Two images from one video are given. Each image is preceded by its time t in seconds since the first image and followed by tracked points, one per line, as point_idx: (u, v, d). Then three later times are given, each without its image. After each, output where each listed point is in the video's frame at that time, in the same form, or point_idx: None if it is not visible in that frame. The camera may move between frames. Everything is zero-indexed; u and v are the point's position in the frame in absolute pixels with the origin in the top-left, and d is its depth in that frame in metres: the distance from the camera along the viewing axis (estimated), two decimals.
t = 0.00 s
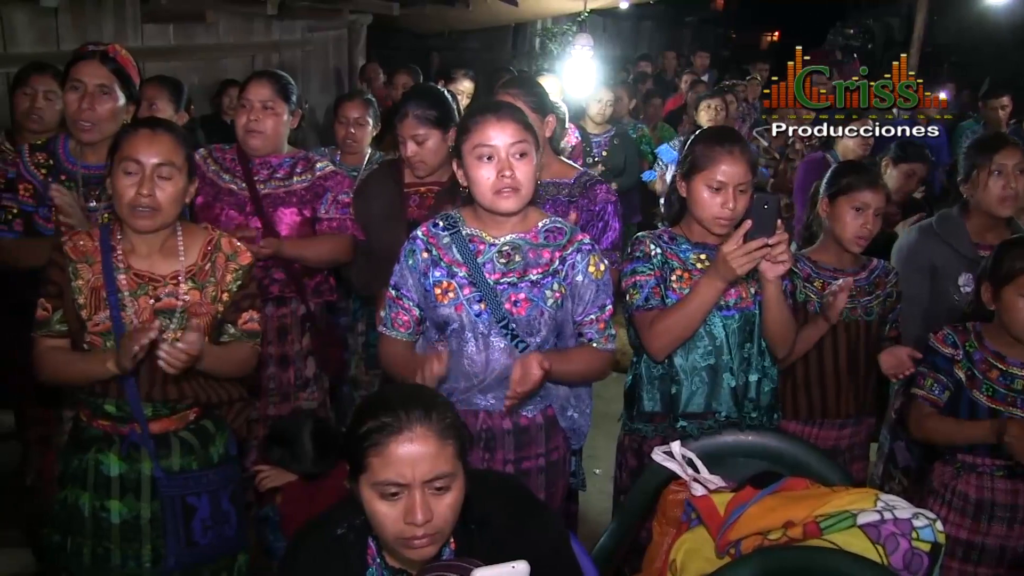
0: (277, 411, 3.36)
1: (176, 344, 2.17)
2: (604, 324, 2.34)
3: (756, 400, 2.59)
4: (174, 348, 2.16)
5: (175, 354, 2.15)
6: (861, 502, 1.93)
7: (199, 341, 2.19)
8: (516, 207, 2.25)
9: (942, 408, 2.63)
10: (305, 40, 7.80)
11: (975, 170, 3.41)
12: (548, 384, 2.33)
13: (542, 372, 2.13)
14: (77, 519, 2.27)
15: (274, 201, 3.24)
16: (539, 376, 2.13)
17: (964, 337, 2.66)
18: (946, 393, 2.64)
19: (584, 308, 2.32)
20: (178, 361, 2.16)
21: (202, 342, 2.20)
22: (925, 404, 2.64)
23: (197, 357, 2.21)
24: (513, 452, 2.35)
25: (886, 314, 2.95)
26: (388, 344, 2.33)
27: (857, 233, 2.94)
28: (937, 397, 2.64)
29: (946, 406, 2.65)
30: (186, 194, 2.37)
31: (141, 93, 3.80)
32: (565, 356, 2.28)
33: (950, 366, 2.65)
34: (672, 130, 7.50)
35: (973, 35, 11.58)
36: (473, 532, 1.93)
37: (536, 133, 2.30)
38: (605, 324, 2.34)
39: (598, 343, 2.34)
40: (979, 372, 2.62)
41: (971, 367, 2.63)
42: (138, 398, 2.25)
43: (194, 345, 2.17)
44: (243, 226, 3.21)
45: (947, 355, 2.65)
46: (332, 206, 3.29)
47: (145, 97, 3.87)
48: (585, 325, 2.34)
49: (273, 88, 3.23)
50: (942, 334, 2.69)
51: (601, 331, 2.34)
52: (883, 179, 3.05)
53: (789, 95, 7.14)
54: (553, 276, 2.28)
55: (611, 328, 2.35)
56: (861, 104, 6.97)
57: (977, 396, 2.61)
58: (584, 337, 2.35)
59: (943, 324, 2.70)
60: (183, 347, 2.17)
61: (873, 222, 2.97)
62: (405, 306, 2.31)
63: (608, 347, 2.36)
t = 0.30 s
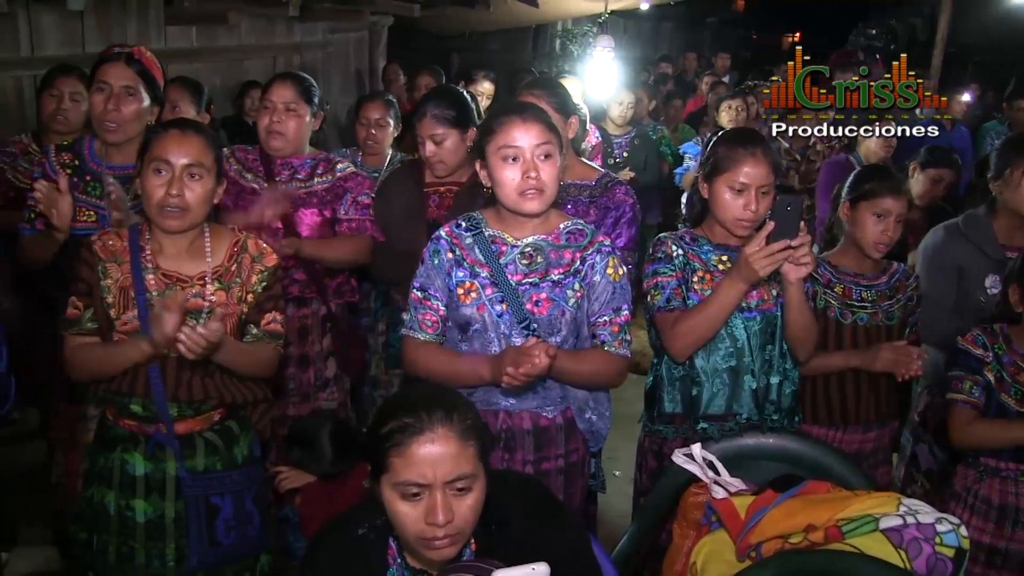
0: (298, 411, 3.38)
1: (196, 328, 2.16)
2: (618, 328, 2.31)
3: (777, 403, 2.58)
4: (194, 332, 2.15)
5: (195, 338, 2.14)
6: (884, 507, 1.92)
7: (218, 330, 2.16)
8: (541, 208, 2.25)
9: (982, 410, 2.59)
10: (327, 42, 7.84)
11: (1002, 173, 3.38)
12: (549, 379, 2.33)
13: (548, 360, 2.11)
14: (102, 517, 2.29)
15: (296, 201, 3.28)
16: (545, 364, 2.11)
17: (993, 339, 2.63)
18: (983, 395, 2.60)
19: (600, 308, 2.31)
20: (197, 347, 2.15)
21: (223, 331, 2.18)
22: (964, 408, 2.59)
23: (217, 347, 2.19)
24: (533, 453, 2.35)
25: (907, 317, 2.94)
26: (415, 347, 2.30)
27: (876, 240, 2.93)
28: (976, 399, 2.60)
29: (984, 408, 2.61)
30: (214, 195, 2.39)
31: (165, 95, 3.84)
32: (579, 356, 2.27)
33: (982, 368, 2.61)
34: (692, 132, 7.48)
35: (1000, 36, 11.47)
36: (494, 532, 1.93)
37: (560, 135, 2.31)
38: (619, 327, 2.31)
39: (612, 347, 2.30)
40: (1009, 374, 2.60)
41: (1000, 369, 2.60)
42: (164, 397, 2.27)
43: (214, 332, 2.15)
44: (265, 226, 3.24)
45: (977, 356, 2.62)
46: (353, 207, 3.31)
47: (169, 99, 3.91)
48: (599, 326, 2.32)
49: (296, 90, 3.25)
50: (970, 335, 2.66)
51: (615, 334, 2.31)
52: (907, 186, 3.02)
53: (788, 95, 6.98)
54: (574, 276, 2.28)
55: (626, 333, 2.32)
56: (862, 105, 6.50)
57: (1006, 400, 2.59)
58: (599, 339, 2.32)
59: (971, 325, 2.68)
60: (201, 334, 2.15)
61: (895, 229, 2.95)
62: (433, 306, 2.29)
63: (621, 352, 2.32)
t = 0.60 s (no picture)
0: (319, 411, 3.40)
1: (216, 341, 2.14)
2: (645, 328, 2.32)
3: (798, 405, 2.58)
4: (214, 346, 2.14)
5: (215, 351, 2.13)
6: (904, 510, 1.91)
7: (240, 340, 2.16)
8: (564, 209, 2.25)
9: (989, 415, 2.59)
10: (346, 44, 7.88)
11: None
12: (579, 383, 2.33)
13: (583, 363, 2.12)
14: (124, 516, 2.31)
15: (316, 202, 3.28)
16: (580, 367, 2.12)
17: (1012, 344, 2.57)
18: (993, 400, 2.59)
19: (625, 310, 2.32)
20: (217, 359, 2.13)
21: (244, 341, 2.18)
22: (970, 413, 2.59)
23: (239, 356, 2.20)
24: (554, 455, 2.35)
25: (926, 319, 2.92)
26: (431, 348, 2.35)
27: (895, 240, 2.92)
28: (984, 404, 2.59)
29: (993, 414, 2.60)
30: (237, 197, 2.41)
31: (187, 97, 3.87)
32: (607, 357, 2.28)
33: (998, 374, 2.57)
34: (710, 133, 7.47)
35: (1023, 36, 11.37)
36: (514, 533, 1.94)
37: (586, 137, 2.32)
38: (645, 327, 2.32)
39: (638, 347, 2.32)
40: None
41: (1019, 374, 2.56)
42: (185, 398, 2.30)
43: (235, 343, 2.14)
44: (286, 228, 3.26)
45: (993, 362, 2.58)
46: (373, 208, 3.33)
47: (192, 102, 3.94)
48: (625, 328, 2.33)
49: (320, 94, 3.28)
50: (987, 340, 2.61)
51: (641, 335, 2.32)
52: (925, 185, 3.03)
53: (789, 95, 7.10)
54: (595, 278, 2.28)
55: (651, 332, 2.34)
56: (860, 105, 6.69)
57: None
58: (624, 340, 2.33)
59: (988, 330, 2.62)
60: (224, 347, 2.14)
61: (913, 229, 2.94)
62: (447, 310, 2.33)
63: (648, 351, 2.34)
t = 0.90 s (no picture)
0: (333, 409, 3.41)
1: (255, 326, 2.22)
2: (656, 328, 2.30)
3: (815, 407, 2.59)
4: (253, 330, 2.21)
5: (256, 336, 2.21)
6: (922, 513, 1.90)
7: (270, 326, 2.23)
8: (584, 209, 2.26)
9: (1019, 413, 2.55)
10: (363, 44, 7.92)
11: None
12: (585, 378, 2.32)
13: (584, 358, 2.11)
14: (140, 511, 2.33)
15: (333, 201, 3.29)
16: (581, 362, 2.11)
17: None
18: None
19: (637, 309, 2.30)
20: (257, 343, 2.21)
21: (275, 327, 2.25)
22: (1000, 412, 2.57)
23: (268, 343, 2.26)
24: (569, 455, 2.36)
25: (942, 321, 2.91)
26: (450, 347, 2.32)
27: (901, 238, 2.91)
28: (1014, 402, 2.56)
29: None
30: (252, 196, 2.42)
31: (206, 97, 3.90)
32: (617, 356, 2.26)
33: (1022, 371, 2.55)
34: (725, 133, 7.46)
35: None
36: (529, 531, 1.94)
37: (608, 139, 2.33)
38: (656, 327, 2.29)
39: (650, 347, 2.29)
40: None
41: None
42: (199, 393, 2.30)
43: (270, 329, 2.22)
44: (303, 227, 3.28)
45: (1017, 360, 2.56)
46: (388, 207, 3.32)
47: (211, 102, 3.97)
48: (636, 328, 2.31)
49: (336, 92, 3.29)
50: (1011, 339, 2.59)
51: (652, 335, 2.30)
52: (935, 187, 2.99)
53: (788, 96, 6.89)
54: (610, 277, 2.29)
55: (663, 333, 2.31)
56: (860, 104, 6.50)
57: None
58: (636, 340, 2.31)
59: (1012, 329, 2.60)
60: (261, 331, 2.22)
61: (920, 228, 2.91)
62: (470, 308, 2.31)
63: (659, 352, 2.31)
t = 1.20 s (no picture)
0: (346, 407, 3.43)
1: (238, 322, 2.15)
2: (677, 330, 2.31)
3: (831, 410, 2.58)
4: (235, 326, 2.14)
5: (237, 332, 2.13)
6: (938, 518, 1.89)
7: (264, 322, 2.16)
8: (604, 209, 2.27)
9: None
10: (380, 42, 7.95)
11: None
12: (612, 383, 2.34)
13: (616, 365, 2.16)
14: (153, 505, 2.35)
15: (349, 200, 3.30)
16: (612, 369, 2.16)
17: None
18: None
19: (658, 312, 2.31)
20: (239, 339, 2.14)
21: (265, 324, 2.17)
22: (1012, 421, 2.55)
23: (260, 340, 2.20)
24: (585, 454, 2.36)
25: (958, 328, 2.91)
26: (465, 346, 2.35)
27: (925, 244, 2.89)
28: None
29: None
30: (266, 193, 2.43)
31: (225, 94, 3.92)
32: (639, 358, 2.29)
33: None
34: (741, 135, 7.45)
35: None
36: (544, 530, 1.95)
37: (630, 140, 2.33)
38: (677, 329, 2.31)
39: (671, 348, 2.31)
40: None
41: None
42: (212, 388, 2.31)
43: (256, 324, 2.14)
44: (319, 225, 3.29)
45: None
46: (406, 206, 3.33)
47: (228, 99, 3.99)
48: (657, 330, 2.32)
49: (358, 91, 3.30)
50: None
51: (674, 337, 2.31)
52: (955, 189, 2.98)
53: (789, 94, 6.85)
54: (629, 279, 2.29)
55: (684, 334, 2.33)
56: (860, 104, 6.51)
57: None
58: (657, 342, 2.33)
59: None
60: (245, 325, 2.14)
61: (943, 233, 2.91)
62: (482, 308, 2.33)
63: (680, 353, 2.33)
